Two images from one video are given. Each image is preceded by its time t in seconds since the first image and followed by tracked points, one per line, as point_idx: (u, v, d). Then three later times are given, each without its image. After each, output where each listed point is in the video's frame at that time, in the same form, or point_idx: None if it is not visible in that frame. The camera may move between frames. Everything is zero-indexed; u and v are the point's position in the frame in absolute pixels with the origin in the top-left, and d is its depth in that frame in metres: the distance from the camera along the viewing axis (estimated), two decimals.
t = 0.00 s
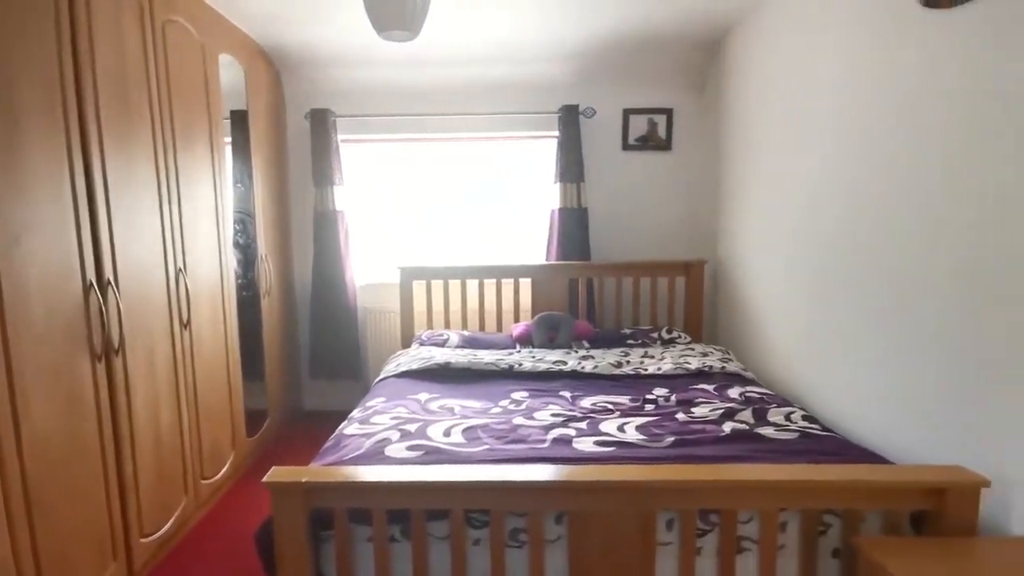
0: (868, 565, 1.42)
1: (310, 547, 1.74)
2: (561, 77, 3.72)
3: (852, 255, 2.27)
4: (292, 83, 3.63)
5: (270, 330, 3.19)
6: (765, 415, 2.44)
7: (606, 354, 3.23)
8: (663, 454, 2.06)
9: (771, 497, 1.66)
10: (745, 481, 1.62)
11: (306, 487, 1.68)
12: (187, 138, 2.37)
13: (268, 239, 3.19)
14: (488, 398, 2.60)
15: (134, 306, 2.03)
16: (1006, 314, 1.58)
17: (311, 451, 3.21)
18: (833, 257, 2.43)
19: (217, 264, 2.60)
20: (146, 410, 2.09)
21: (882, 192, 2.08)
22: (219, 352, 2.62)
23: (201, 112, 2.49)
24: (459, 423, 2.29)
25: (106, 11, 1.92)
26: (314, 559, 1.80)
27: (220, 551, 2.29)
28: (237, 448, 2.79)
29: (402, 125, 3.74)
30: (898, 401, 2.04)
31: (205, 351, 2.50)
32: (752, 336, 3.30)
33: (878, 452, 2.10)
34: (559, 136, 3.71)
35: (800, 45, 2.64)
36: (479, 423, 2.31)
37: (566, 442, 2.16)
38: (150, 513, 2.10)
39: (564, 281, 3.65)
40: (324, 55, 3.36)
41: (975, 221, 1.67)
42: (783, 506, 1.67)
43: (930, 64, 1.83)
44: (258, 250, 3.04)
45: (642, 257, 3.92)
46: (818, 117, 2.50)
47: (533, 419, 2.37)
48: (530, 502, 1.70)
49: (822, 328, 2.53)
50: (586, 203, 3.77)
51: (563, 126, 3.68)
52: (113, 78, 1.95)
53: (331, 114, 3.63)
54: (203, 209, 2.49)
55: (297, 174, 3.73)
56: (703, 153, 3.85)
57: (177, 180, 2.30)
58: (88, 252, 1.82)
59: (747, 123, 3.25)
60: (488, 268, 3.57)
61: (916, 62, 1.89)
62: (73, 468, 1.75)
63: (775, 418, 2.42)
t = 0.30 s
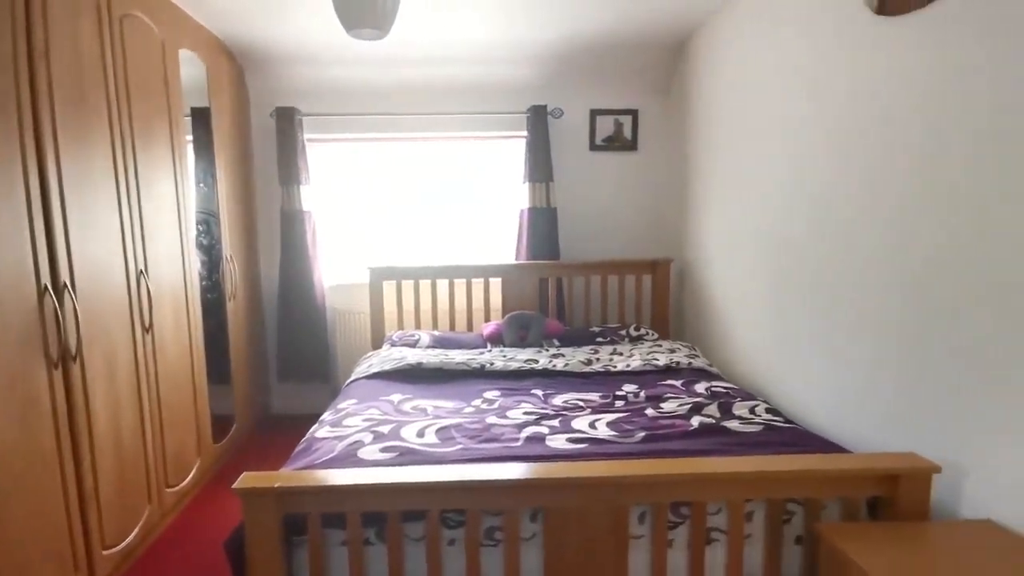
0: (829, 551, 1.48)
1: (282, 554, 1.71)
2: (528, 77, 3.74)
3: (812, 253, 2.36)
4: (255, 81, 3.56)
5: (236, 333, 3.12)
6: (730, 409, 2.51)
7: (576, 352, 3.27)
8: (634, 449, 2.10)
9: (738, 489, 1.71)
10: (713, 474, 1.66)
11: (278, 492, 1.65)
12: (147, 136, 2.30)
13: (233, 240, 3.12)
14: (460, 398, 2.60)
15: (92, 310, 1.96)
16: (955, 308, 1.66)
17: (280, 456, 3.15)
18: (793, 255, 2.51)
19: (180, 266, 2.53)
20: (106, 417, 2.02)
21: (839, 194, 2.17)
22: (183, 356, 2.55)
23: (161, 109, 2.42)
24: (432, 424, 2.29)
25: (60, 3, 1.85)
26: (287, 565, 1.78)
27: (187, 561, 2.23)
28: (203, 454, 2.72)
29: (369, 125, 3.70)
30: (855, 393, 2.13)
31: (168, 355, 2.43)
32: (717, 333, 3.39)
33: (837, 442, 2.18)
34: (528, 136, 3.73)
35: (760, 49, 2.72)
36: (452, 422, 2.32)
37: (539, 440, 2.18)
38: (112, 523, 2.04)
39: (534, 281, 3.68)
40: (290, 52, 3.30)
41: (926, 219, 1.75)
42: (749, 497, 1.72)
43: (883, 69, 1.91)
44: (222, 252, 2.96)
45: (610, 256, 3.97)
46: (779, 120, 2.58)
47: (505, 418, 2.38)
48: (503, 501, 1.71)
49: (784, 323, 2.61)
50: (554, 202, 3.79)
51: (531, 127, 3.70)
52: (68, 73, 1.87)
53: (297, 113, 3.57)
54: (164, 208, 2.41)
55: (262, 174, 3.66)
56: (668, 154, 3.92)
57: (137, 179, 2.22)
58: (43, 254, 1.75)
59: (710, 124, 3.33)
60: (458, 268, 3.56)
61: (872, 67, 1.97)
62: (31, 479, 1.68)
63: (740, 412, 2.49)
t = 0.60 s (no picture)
0: (803, 541, 1.52)
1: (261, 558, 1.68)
2: (506, 77, 3.75)
3: (784, 252, 2.41)
4: (228, 78, 3.50)
5: (210, 335, 3.06)
6: (706, 405, 2.56)
7: (554, 351, 3.28)
8: (613, 446, 2.13)
9: (715, 483, 1.75)
10: (691, 469, 1.69)
11: (255, 496, 1.63)
12: (116, 133, 2.25)
13: (206, 239, 3.06)
14: (440, 397, 2.59)
15: (60, 312, 1.90)
16: (921, 304, 1.72)
17: (256, 459, 3.10)
18: (766, 254, 2.57)
19: (151, 266, 2.48)
20: (75, 422, 1.96)
21: (810, 193, 2.22)
22: (155, 359, 2.50)
23: (130, 105, 2.36)
24: (412, 424, 2.28)
25: None
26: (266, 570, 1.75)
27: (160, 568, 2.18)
28: (176, 458, 2.67)
29: (345, 124, 3.67)
30: (826, 387, 2.18)
31: (140, 357, 2.37)
32: (692, 330, 3.44)
33: (810, 436, 2.24)
34: (505, 136, 3.74)
35: (735, 52, 2.77)
36: (431, 422, 2.31)
37: (519, 438, 2.19)
38: (82, 531, 1.98)
39: (512, 280, 3.69)
40: (264, 49, 3.25)
41: (895, 218, 1.80)
42: (726, 491, 1.75)
43: (854, 72, 1.96)
44: (196, 252, 2.91)
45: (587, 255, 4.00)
46: (752, 122, 2.63)
47: (485, 417, 2.39)
48: (484, 499, 1.71)
49: (758, 321, 2.67)
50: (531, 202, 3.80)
51: (508, 126, 3.71)
52: (34, 68, 1.82)
53: (272, 111, 3.53)
54: (135, 207, 2.36)
55: (235, 173, 3.60)
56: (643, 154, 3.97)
57: (106, 178, 2.17)
58: (8, 254, 1.69)
59: (684, 125, 3.39)
60: (436, 267, 3.55)
61: (842, 70, 2.02)
62: None
63: (716, 407, 2.53)
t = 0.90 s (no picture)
0: (788, 536, 1.54)
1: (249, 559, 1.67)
2: (494, 76, 3.75)
3: (770, 251, 2.45)
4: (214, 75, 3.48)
5: (197, 335, 3.04)
6: (693, 403, 2.58)
7: (543, 350, 3.29)
8: (602, 445, 2.14)
9: (703, 480, 1.77)
10: (679, 467, 1.71)
11: (242, 497, 1.62)
12: (100, 131, 2.21)
13: (192, 238, 3.02)
14: (429, 397, 2.59)
15: (43, 312, 1.87)
16: (904, 303, 1.75)
17: (243, 460, 3.08)
18: (753, 254, 2.60)
19: (137, 266, 2.45)
20: (58, 423, 1.93)
21: (796, 194, 2.25)
22: (140, 359, 2.47)
23: (115, 102, 2.33)
24: (401, 424, 2.28)
25: None
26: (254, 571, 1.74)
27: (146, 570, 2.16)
28: (162, 459, 2.64)
29: (333, 123, 3.65)
30: (811, 385, 2.22)
31: (124, 358, 2.35)
32: (679, 330, 3.47)
33: (794, 434, 2.27)
34: (493, 136, 3.74)
35: (722, 53, 2.79)
36: (421, 422, 2.31)
37: (508, 437, 2.20)
38: (66, 533, 1.96)
39: (501, 279, 3.70)
40: (250, 47, 3.23)
41: (879, 219, 1.84)
42: (713, 488, 1.78)
43: (839, 75, 1.99)
44: (181, 251, 2.88)
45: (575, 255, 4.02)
46: (739, 123, 2.66)
47: (474, 416, 2.39)
48: (474, 499, 1.72)
49: (744, 320, 2.70)
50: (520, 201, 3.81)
51: (497, 126, 3.71)
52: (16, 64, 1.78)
53: (259, 109, 3.50)
54: (120, 206, 2.33)
55: (221, 171, 3.57)
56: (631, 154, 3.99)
57: (90, 177, 2.14)
58: None
59: (672, 126, 3.41)
60: (424, 267, 3.55)
61: (828, 73, 2.05)
62: None
63: (702, 406, 2.56)
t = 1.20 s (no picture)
0: (784, 533, 1.55)
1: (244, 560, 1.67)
2: (488, 75, 3.79)
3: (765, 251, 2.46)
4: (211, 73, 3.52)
5: (191, 335, 3.02)
6: (688, 403, 2.59)
7: (540, 351, 3.29)
8: (598, 444, 2.15)
9: (698, 479, 1.77)
10: (676, 466, 1.72)
11: (238, 497, 1.61)
12: (94, 129, 2.20)
13: (186, 238, 3.01)
14: (425, 397, 2.59)
15: (36, 312, 1.86)
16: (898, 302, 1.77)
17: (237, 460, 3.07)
18: (747, 253, 2.61)
19: (130, 265, 2.43)
20: (50, 422, 1.91)
21: (791, 194, 2.27)
22: (134, 359, 2.45)
23: (108, 100, 2.31)
24: (396, 424, 2.27)
25: None
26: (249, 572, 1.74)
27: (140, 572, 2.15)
28: (156, 459, 2.63)
29: (329, 122, 3.65)
30: (805, 384, 2.23)
31: (118, 357, 2.33)
32: (673, 330, 3.48)
33: (789, 433, 2.29)
34: (488, 137, 3.75)
35: (717, 54, 2.81)
36: (417, 422, 2.31)
37: (504, 437, 2.20)
38: (59, 534, 1.94)
39: (495, 278, 3.71)
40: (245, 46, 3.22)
41: (874, 219, 1.85)
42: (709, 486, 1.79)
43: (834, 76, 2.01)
44: (175, 251, 2.87)
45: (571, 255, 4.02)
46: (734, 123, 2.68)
47: (471, 416, 2.39)
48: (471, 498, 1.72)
49: (739, 320, 2.71)
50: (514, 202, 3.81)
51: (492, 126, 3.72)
52: (9, 61, 1.77)
53: (255, 109, 3.51)
54: (113, 205, 2.31)
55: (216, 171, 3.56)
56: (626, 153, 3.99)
57: (84, 176, 2.13)
58: None
59: (666, 126, 3.43)
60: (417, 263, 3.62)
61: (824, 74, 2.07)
62: None
63: (697, 405, 2.57)
